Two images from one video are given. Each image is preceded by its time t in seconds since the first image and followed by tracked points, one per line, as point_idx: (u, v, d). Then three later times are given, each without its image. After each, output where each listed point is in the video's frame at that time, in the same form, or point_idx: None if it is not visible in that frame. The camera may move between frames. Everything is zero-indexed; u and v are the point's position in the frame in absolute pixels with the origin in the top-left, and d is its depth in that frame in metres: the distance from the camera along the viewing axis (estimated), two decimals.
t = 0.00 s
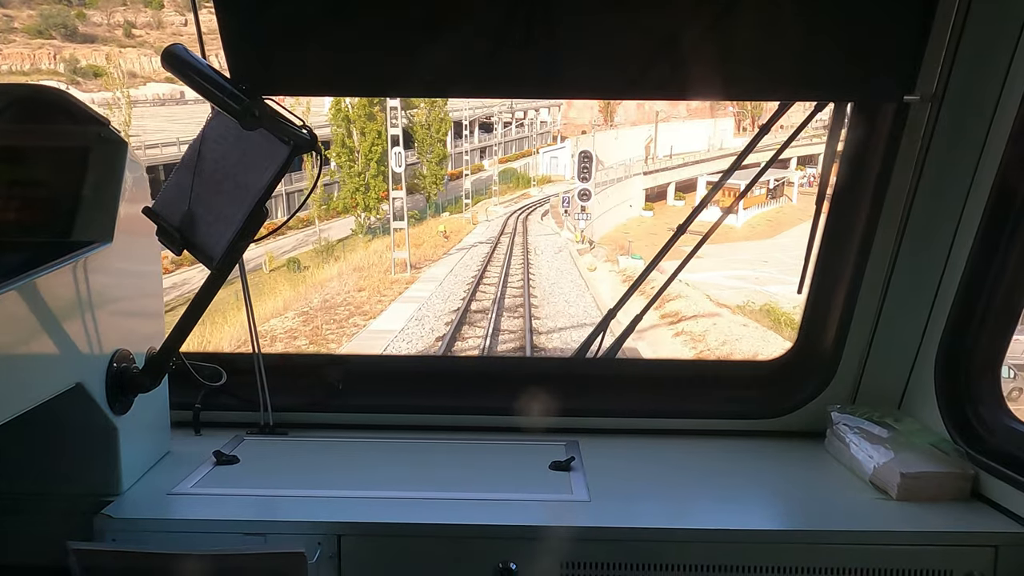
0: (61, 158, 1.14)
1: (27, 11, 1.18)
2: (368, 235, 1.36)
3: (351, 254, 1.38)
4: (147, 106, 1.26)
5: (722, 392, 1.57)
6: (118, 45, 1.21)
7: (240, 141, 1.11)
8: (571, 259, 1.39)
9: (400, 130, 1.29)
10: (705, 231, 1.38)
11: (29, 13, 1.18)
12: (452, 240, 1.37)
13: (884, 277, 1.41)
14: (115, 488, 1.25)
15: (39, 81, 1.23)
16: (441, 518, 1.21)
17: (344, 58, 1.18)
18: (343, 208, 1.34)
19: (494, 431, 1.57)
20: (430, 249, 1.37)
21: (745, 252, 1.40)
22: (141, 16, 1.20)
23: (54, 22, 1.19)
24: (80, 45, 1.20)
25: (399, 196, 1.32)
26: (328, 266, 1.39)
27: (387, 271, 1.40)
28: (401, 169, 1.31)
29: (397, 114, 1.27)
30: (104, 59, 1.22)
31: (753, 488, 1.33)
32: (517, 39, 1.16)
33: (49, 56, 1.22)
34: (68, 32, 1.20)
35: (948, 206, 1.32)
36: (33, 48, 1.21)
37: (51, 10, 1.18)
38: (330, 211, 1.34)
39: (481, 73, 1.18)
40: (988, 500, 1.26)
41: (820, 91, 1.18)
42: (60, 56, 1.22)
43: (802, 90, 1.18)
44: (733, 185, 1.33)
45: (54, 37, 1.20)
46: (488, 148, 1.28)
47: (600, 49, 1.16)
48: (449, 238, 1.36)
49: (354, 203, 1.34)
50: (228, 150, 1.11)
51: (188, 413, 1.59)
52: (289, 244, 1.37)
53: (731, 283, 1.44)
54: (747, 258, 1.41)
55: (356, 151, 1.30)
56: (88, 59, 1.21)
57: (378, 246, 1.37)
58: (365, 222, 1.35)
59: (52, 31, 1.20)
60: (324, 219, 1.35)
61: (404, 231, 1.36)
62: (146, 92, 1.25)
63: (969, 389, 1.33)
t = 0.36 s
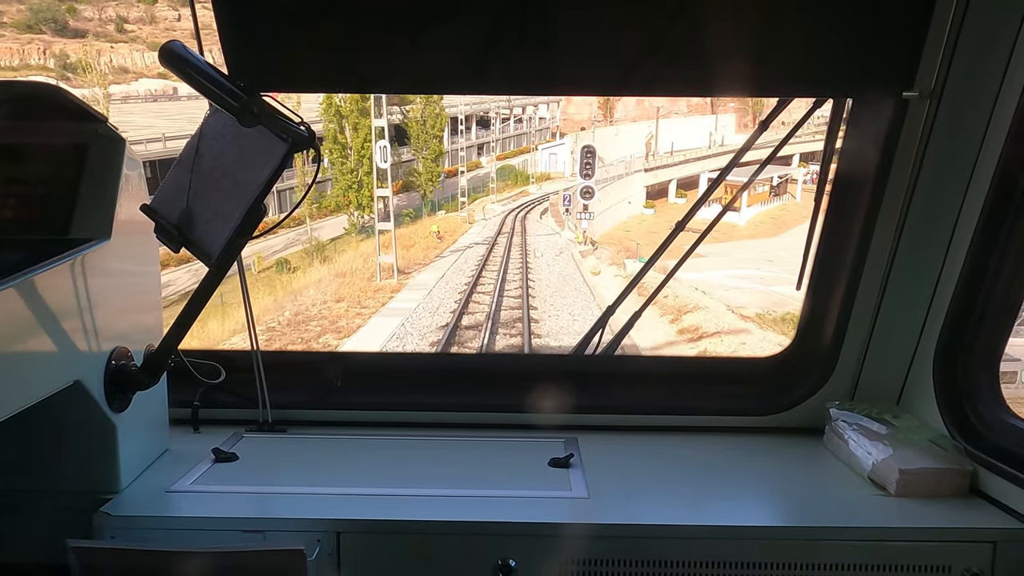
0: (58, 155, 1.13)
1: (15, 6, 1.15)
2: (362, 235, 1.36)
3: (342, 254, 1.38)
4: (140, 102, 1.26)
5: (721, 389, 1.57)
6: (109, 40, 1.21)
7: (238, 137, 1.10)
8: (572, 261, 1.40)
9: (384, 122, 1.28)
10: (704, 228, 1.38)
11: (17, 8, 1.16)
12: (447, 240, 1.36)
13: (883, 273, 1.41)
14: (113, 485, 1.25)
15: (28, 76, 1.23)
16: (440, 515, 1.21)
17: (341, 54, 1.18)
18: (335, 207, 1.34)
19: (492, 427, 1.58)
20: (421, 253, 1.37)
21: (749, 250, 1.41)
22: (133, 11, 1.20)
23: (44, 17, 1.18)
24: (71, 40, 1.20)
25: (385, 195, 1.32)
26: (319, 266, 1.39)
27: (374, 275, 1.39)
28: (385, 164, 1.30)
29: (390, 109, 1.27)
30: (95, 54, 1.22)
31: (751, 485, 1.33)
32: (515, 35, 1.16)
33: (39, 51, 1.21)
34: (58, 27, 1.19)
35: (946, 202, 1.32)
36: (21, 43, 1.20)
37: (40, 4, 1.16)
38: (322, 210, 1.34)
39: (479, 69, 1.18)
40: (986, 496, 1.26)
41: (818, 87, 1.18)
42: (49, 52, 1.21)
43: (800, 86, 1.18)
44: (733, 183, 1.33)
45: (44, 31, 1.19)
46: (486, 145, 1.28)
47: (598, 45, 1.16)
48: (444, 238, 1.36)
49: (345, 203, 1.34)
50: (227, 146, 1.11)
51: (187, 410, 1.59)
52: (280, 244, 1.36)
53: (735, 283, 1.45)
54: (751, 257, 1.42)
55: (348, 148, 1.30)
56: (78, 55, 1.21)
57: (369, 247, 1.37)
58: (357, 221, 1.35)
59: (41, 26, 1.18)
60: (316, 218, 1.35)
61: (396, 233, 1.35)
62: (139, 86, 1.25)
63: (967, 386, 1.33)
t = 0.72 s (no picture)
0: (56, 153, 1.14)
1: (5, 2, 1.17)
2: (354, 235, 1.36)
3: (331, 254, 1.37)
4: (132, 98, 1.25)
5: (719, 386, 1.57)
6: (101, 36, 1.20)
7: (236, 134, 1.10)
8: (576, 264, 1.40)
9: (366, 114, 1.27)
10: (704, 225, 1.38)
11: (9, 4, 1.17)
12: (441, 242, 1.36)
13: (881, 270, 1.41)
14: (112, 483, 1.25)
15: (18, 73, 1.23)
16: (440, 512, 1.21)
17: (340, 52, 1.18)
18: (328, 207, 1.33)
19: (491, 425, 1.58)
20: (410, 259, 1.37)
21: (754, 250, 1.41)
22: (127, 7, 1.19)
23: (34, 13, 1.18)
24: (62, 35, 1.20)
25: (370, 195, 1.32)
26: (308, 268, 1.38)
27: (357, 283, 1.40)
28: (368, 160, 1.30)
29: (385, 108, 1.27)
30: (85, 49, 1.21)
31: (751, 482, 1.33)
32: (512, 32, 1.15)
33: (29, 46, 1.21)
34: (49, 22, 1.19)
35: (946, 198, 1.32)
36: (12, 39, 1.20)
37: None
38: (314, 210, 1.33)
39: (477, 66, 1.18)
40: (985, 492, 1.26)
41: (817, 84, 1.18)
42: (40, 48, 1.21)
43: (799, 83, 1.18)
44: (733, 180, 1.33)
45: (34, 27, 1.19)
46: (484, 143, 1.28)
47: (596, 41, 1.16)
48: (437, 239, 1.35)
49: (339, 202, 1.33)
50: (226, 143, 1.11)
51: (186, 408, 1.59)
52: (271, 243, 1.35)
53: (741, 283, 1.45)
54: (758, 258, 1.42)
55: (341, 145, 1.30)
56: (72, 52, 1.21)
57: (354, 250, 1.37)
58: (350, 221, 1.34)
59: (32, 22, 1.18)
60: (308, 218, 1.33)
61: (389, 233, 1.35)
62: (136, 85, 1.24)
63: (966, 383, 1.33)
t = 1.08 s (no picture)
0: (55, 150, 1.13)
1: None
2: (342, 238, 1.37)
3: (319, 258, 1.38)
4: (125, 96, 1.25)
5: (718, 384, 1.58)
6: (94, 33, 1.20)
7: (235, 132, 1.09)
8: (579, 270, 1.42)
9: (346, 105, 1.26)
10: (703, 224, 1.38)
11: None
12: (434, 246, 1.37)
13: (881, 268, 1.41)
14: (110, 482, 1.25)
15: (7, 69, 1.21)
16: (440, 511, 1.21)
17: (338, 49, 1.18)
18: (320, 207, 1.33)
19: (491, 423, 1.58)
20: (397, 265, 1.38)
21: (759, 252, 1.41)
22: (120, 3, 1.19)
23: (26, 9, 1.17)
24: (54, 32, 1.19)
25: (350, 195, 1.32)
26: (291, 274, 1.40)
27: (336, 295, 1.43)
28: (348, 156, 1.29)
29: (379, 105, 1.26)
30: (78, 47, 1.21)
31: (750, 480, 1.33)
32: (510, 30, 1.15)
33: (18, 43, 1.19)
34: (41, 19, 1.18)
35: (945, 197, 1.32)
36: (3, 35, 1.19)
37: None
38: (308, 210, 1.32)
39: (476, 65, 1.18)
40: (983, 491, 1.26)
41: (815, 83, 1.18)
42: (30, 44, 1.20)
43: (798, 82, 1.18)
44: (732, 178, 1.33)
45: (25, 23, 1.18)
46: (483, 141, 1.28)
47: (595, 39, 1.16)
48: (430, 243, 1.36)
49: (327, 202, 1.32)
50: (225, 141, 1.10)
51: (185, 406, 1.59)
52: (264, 243, 1.35)
53: (747, 285, 1.46)
54: (764, 259, 1.43)
55: (335, 143, 1.29)
56: (63, 48, 1.20)
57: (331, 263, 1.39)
58: (346, 222, 1.35)
59: (23, 18, 1.18)
60: (300, 218, 1.33)
61: (379, 236, 1.36)
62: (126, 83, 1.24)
63: (965, 380, 1.33)
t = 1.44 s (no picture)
0: (54, 148, 1.13)
1: None
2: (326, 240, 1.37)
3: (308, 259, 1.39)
4: (117, 93, 1.25)
5: (717, 383, 1.58)
6: (86, 29, 1.20)
7: (235, 130, 1.09)
8: (583, 275, 1.42)
9: (317, 93, 1.25)
10: (701, 222, 1.38)
11: None
12: (425, 250, 1.37)
13: (880, 265, 1.41)
14: (110, 479, 1.25)
15: None
16: (439, 509, 1.21)
17: (337, 46, 1.18)
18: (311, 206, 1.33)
19: (490, 421, 1.58)
20: (381, 272, 1.39)
21: (766, 252, 1.42)
22: None
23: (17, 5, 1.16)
24: (43, 28, 1.19)
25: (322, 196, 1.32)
26: (269, 280, 1.43)
27: (311, 309, 1.47)
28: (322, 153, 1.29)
29: (374, 102, 1.26)
30: (69, 43, 1.20)
31: (749, 478, 1.33)
32: (510, 28, 1.16)
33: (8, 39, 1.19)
34: (31, 15, 1.18)
35: (943, 195, 1.32)
36: None
37: None
38: (296, 210, 1.33)
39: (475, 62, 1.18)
40: (982, 489, 1.26)
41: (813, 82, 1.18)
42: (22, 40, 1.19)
43: (797, 80, 1.18)
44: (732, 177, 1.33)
45: (16, 20, 1.17)
46: (481, 138, 1.27)
47: (594, 37, 1.16)
48: (422, 247, 1.36)
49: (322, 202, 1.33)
50: (226, 139, 1.10)
51: (185, 404, 1.59)
52: (255, 244, 1.36)
53: (754, 287, 1.46)
54: (770, 260, 1.43)
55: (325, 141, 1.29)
56: (53, 45, 1.20)
57: (304, 275, 1.41)
58: (335, 223, 1.35)
59: (13, 14, 1.17)
60: (291, 219, 1.34)
61: (374, 235, 1.35)
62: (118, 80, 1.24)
63: (963, 379, 1.33)
